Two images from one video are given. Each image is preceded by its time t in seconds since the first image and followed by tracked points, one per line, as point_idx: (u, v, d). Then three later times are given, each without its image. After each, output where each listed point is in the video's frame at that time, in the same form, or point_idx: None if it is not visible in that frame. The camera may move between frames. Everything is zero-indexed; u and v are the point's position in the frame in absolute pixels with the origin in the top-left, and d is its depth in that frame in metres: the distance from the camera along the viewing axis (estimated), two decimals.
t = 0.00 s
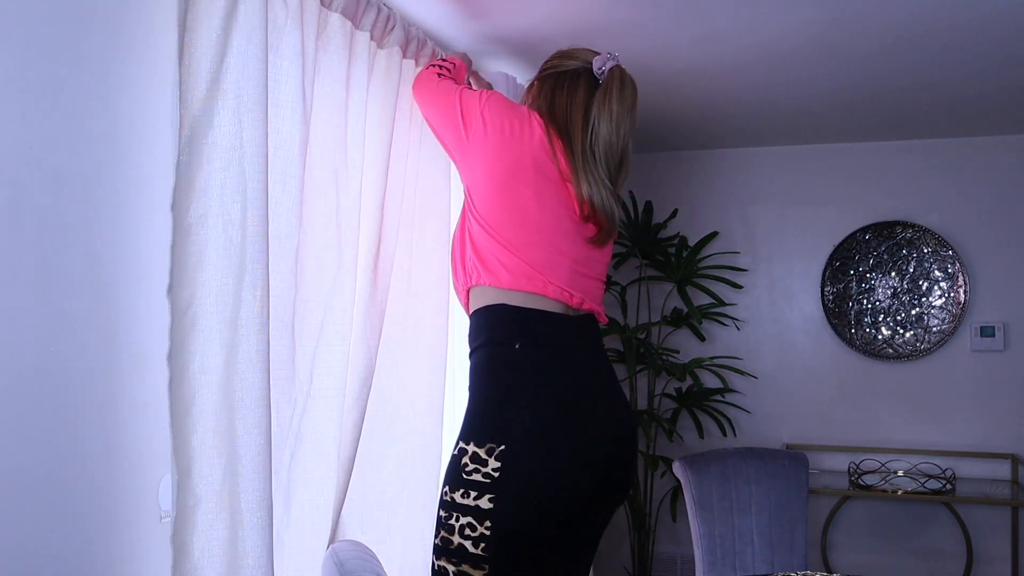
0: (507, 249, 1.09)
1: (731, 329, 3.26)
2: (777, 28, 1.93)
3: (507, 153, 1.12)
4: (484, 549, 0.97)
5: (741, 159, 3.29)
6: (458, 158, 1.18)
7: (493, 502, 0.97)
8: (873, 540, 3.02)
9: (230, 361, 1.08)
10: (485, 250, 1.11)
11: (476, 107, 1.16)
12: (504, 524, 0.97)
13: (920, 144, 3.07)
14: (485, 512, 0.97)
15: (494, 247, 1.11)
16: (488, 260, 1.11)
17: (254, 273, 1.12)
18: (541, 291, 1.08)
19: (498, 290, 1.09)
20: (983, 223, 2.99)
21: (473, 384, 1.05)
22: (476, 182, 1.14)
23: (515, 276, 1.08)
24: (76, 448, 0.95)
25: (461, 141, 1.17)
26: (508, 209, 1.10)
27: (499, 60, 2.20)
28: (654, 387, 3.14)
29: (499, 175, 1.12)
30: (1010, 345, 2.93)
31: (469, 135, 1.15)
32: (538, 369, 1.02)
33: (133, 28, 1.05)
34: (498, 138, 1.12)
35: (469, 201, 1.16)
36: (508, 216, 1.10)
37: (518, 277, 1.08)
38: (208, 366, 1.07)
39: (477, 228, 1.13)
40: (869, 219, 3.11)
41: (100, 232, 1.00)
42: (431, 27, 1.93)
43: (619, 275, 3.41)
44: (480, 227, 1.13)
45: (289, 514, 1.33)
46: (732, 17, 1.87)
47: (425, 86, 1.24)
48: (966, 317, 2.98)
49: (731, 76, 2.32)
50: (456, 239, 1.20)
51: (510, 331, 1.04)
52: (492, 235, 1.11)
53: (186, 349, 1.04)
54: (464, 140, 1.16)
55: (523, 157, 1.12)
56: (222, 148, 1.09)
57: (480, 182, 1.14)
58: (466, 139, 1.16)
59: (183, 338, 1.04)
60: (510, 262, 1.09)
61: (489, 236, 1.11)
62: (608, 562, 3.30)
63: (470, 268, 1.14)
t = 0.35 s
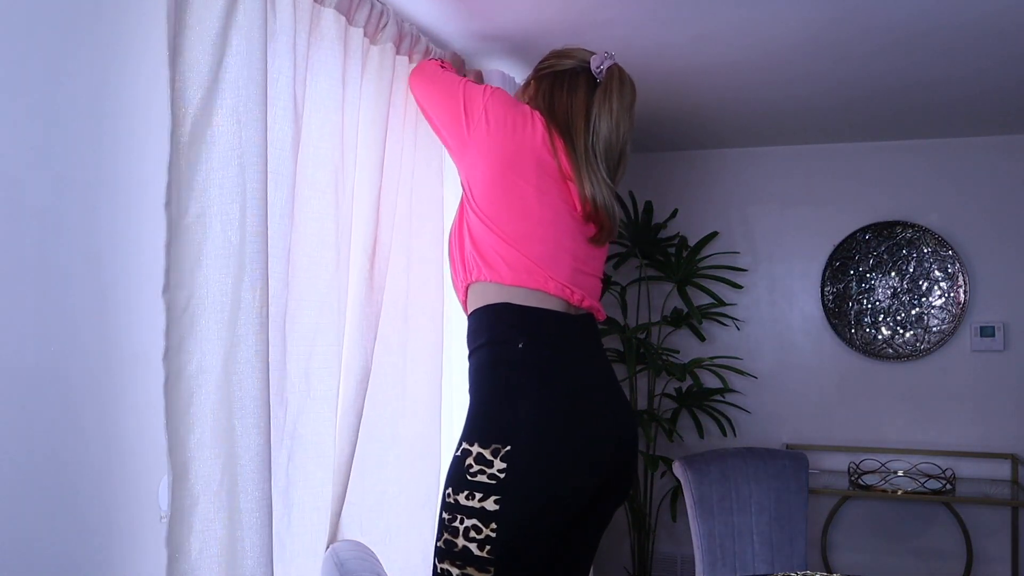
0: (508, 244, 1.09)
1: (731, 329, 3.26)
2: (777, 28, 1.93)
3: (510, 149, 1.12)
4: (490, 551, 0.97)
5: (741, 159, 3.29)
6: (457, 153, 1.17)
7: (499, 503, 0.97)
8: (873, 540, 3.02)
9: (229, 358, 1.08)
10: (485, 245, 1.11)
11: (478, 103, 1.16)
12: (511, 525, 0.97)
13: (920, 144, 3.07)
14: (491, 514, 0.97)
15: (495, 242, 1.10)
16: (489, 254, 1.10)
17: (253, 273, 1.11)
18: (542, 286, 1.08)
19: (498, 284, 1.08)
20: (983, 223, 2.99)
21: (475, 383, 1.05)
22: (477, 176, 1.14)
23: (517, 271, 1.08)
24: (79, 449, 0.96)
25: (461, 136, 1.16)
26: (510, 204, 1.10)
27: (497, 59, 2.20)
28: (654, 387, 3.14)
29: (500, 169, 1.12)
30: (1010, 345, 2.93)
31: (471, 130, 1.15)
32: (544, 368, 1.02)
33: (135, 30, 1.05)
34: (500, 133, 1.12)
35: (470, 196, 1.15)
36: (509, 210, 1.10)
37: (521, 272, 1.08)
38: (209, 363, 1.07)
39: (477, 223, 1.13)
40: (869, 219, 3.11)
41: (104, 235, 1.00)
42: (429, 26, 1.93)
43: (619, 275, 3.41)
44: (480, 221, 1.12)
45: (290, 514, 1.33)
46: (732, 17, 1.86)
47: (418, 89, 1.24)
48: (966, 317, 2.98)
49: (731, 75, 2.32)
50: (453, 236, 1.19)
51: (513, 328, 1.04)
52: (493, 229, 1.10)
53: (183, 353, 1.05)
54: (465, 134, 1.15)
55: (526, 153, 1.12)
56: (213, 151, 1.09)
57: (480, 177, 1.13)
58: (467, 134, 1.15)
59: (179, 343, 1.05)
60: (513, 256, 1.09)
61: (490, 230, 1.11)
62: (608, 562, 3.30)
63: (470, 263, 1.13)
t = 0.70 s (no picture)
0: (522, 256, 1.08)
1: (731, 329, 3.26)
2: (778, 28, 1.93)
3: (520, 159, 1.09)
4: (494, 552, 0.96)
5: (741, 159, 3.29)
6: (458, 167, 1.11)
7: (503, 504, 0.97)
8: (873, 540, 3.03)
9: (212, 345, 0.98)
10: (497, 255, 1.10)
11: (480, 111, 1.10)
12: (516, 525, 0.96)
13: (919, 144, 3.08)
14: (495, 514, 0.97)
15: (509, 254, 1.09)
16: (501, 266, 1.09)
17: (251, 266, 1.03)
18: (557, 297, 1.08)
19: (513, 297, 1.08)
20: (982, 223, 2.99)
21: (480, 384, 1.05)
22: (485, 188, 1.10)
23: (532, 284, 1.07)
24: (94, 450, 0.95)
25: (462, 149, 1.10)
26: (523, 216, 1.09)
27: (499, 61, 2.20)
28: (654, 387, 3.14)
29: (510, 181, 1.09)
30: (1009, 346, 2.94)
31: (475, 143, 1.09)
32: (550, 371, 1.02)
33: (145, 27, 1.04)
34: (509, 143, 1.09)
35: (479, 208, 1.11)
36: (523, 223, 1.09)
37: (537, 285, 1.07)
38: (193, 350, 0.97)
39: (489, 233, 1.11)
40: (869, 219, 3.11)
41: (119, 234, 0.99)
42: (431, 25, 1.92)
43: (619, 275, 3.41)
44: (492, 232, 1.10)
45: (304, 508, 1.34)
46: (734, 17, 1.86)
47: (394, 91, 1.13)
48: (966, 317, 2.99)
49: (731, 75, 2.32)
50: (462, 243, 1.18)
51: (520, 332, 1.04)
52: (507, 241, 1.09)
53: (167, 346, 0.96)
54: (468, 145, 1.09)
55: (538, 162, 1.09)
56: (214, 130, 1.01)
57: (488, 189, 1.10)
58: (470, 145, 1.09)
59: (164, 335, 0.96)
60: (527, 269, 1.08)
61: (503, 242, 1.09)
62: (607, 562, 3.30)
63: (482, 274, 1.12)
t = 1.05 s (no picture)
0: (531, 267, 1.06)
1: (731, 329, 3.26)
2: (781, 28, 1.93)
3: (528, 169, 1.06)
4: (505, 555, 0.95)
5: (740, 159, 3.29)
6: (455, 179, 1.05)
7: (518, 507, 0.96)
8: (873, 540, 3.03)
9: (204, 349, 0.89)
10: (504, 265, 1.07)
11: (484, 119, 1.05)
12: (528, 527, 0.96)
13: (919, 145, 3.08)
14: (510, 518, 0.96)
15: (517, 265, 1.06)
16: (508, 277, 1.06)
17: (250, 259, 0.94)
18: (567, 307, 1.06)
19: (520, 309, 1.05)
20: (982, 223, 3.00)
21: (489, 386, 1.03)
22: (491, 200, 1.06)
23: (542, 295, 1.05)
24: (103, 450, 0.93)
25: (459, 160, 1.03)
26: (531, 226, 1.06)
27: (501, 61, 2.20)
28: (654, 387, 3.14)
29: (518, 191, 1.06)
30: (1009, 346, 2.94)
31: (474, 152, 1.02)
32: (562, 372, 1.02)
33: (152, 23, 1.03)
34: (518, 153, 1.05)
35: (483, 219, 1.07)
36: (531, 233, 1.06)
37: (547, 297, 1.05)
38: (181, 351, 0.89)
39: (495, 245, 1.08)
40: (869, 219, 3.12)
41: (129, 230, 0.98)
42: (431, 25, 1.92)
43: (619, 275, 3.41)
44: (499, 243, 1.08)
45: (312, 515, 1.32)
46: (737, 17, 1.86)
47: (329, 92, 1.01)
48: (966, 317, 2.99)
49: (733, 75, 2.31)
50: (464, 254, 1.14)
51: (535, 335, 1.03)
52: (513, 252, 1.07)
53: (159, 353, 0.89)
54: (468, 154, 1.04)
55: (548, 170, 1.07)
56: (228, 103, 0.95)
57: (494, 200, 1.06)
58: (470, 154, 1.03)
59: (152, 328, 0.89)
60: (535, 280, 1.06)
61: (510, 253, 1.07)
62: (607, 562, 3.30)
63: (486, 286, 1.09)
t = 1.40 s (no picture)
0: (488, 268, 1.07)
1: (731, 329, 3.26)
2: (776, 28, 1.93)
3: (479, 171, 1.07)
4: (475, 553, 0.97)
5: (741, 159, 3.29)
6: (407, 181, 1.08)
7: (482, 506, 0.97)
8: (873, 540, 3.02)
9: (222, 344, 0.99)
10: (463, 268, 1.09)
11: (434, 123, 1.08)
12: (495, 525, 0.97)
13: (919, 144, 3.07)
14: (475, 516, 0.97)
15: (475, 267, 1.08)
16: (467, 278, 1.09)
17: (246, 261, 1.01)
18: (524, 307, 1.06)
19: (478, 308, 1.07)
20: (982, 223, 2.99)
21: (460, 387, 1.06)
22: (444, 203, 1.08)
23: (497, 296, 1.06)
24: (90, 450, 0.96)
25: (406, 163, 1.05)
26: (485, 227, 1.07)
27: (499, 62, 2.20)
28: (654, 387, 3.14)
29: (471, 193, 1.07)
30: (1010, 346, 2.93)
31: (418, 153, 1.04)
32: (526, 370, 1.02)
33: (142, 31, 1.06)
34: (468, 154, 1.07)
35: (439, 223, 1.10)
36: (487, 235, 1.07)
37: (501, 298, 1.06)
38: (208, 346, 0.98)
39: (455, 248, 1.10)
40: (869, 219, 3.11)
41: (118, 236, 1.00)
42: (431, 25, 1.91)
43: (619, 275, 3.41)
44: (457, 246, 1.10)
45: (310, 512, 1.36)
46: (732, 18, 1.86)
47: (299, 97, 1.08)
48: (966, 317, 2.98)
49: (730, 75, 2.31)
50: (432, 257, 1.18)
51: (496, 334, 1.04)
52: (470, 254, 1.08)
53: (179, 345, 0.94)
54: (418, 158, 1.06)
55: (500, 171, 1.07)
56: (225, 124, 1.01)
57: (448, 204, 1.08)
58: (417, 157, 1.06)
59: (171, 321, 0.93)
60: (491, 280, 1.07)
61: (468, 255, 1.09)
62: (607, 561, 3.31)
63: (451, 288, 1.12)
